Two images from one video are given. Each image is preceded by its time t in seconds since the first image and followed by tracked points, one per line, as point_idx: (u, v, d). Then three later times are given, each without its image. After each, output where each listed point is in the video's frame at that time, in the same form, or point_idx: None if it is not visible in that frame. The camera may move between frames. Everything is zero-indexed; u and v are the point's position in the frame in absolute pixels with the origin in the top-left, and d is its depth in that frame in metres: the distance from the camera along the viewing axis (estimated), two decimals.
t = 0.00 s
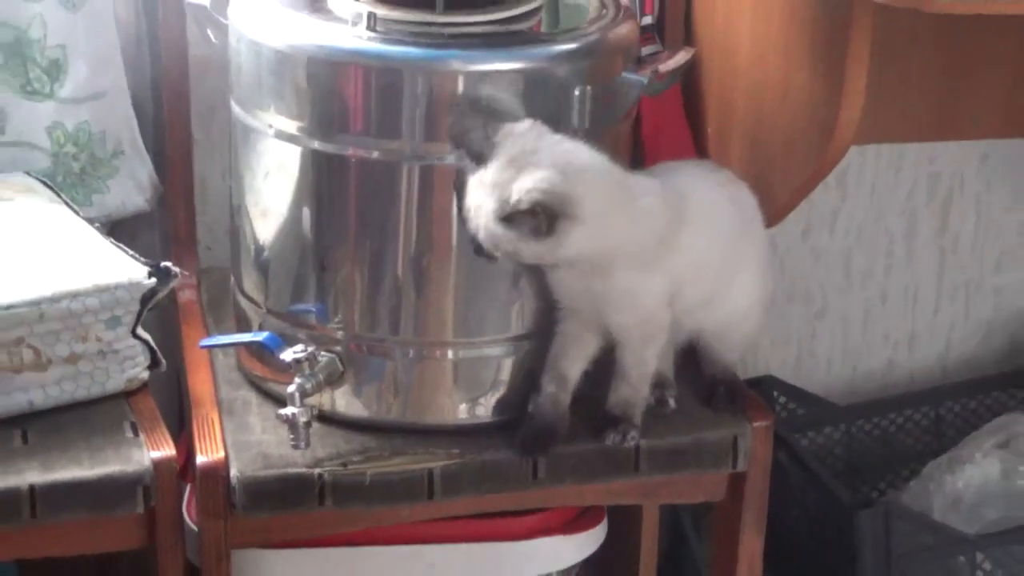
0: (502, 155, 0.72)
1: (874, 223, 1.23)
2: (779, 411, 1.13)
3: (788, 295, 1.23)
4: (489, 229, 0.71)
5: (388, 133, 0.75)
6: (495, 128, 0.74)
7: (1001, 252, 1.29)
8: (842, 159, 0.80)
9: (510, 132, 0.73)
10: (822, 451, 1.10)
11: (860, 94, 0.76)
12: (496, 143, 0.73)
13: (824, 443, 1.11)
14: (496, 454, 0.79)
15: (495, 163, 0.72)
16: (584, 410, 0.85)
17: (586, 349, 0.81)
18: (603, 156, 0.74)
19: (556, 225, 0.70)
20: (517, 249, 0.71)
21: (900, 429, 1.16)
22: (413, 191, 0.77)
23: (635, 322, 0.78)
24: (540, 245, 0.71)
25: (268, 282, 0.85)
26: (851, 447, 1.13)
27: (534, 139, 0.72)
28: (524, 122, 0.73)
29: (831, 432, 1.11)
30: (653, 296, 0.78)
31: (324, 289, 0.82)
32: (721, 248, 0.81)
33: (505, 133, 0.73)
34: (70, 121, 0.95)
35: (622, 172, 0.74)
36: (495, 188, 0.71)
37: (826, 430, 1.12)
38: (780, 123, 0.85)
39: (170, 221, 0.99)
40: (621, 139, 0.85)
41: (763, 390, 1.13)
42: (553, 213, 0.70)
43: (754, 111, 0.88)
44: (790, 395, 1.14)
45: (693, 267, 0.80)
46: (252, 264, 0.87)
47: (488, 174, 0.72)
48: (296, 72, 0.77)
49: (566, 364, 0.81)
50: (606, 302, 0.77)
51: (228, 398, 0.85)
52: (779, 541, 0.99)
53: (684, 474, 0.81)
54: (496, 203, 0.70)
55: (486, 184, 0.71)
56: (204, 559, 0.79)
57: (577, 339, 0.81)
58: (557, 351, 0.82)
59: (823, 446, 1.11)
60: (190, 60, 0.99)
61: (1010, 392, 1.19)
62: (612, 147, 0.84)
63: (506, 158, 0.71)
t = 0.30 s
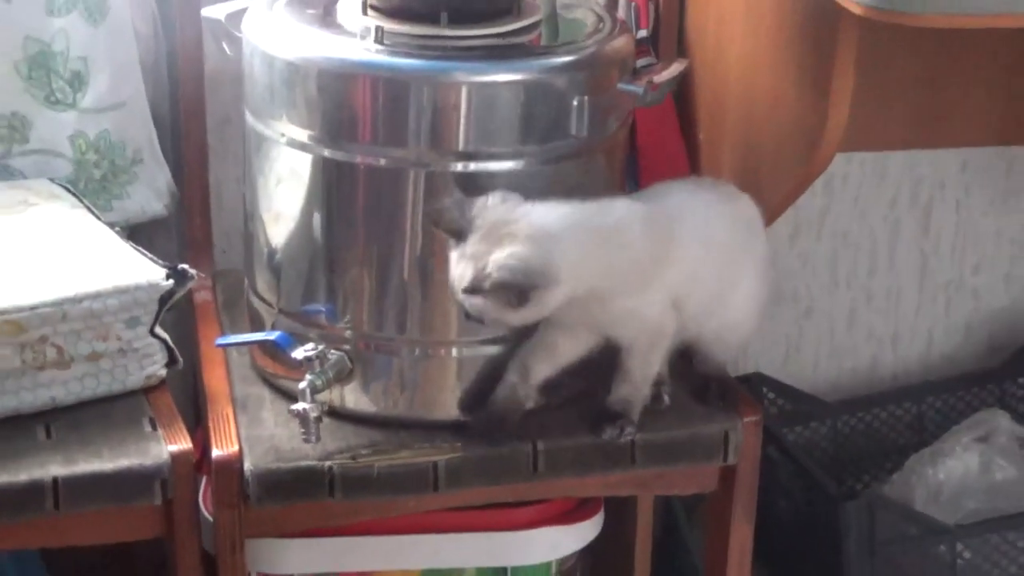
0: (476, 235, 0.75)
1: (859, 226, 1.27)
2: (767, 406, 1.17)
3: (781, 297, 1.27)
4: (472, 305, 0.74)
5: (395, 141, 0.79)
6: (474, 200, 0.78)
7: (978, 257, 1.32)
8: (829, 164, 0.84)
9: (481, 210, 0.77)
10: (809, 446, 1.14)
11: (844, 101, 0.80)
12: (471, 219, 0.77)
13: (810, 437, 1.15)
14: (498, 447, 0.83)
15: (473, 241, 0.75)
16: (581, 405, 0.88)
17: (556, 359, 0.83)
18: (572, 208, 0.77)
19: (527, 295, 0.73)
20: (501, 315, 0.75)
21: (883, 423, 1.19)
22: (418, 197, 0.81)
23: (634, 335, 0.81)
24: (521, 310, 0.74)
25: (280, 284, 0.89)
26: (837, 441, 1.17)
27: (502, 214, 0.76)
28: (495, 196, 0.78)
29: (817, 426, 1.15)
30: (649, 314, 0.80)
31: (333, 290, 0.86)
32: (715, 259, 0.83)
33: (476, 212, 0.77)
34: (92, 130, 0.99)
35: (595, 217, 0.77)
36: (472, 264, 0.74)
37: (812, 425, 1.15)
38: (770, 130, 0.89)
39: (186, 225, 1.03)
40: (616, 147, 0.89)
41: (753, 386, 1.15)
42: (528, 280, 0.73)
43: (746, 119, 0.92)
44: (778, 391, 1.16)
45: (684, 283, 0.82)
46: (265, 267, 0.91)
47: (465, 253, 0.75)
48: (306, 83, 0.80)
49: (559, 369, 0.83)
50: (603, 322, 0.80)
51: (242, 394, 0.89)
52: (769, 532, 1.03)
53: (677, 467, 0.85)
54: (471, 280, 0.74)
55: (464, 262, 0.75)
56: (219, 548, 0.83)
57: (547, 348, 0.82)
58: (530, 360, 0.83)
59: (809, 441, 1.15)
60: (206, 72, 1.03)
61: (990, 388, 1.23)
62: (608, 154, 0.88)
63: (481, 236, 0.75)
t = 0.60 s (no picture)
0: (442, 263, 0.77)
1: (846, 230, 1.31)
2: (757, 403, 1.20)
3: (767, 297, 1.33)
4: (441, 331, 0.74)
5: (401, 148, 0.83)
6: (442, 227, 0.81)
7: (960, 260, 1.36)
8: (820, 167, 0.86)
9: (446, 239, 0.79)
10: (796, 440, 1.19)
11: (832, 104, 0.83)
12: (436, 248, 0.79)
13: (797, 434, 1.19)
14: (500, 442, 0.86)
15: (440, 270, 0.77)
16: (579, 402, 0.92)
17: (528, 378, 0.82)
18: (537, 229, 0.79)
19: (496, 317, 0.75)
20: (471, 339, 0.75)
21: (868, 419, 1.23)
22: (423, 202, 0.85)
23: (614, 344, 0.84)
24: (491, 332, 0.75)
25: (290, 286, 0.93)
26: (824, 435, 1.21)
27: (465, 242, 0.78)
28: (465, 222, 0.80)
29: (805, 422, 1.20)
30: (621, 324, 0.82)
31: (341, 292, 0.89)
32: (687, 268, 0.85)
33: (441, 241, 0.79)
34: (109, 138, 1.03)
35: (560, 235, 0.79)
36: (440, 292, 0.76)
37: (800, 421, 1.20)
38: (762, 134, 0.92)
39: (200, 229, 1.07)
40: (612, 154, 0.93)
41: (742, 384, 1.19)
42: (496, 304, 0.74)
43: (739, 123, 0.95)
44: (767, 388, 1.20)
45: (655, 295, 0.83)
46: (275, 269, 0.95)
47: (434, 281, 0.77)
48: (315, 92, 0.84)
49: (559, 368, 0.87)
50: (582, 334, 0.81)
51: (254, 390, 0.93)
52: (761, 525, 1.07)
53: (671, 460, 0.89)
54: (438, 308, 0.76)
55: (433, 290, 0.77)
56: (230, 538, 0.87)
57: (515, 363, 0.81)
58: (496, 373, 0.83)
59: (798, 436, 1.19)
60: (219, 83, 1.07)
61: (970, 385, 1.27)
62: (604, 160, 0.92)
63: (448, 263, 0.77)
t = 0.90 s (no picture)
0: (403, 278, 0.83)
1: (832, 234, 1.36)
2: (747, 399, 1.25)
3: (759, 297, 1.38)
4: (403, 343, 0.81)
5: (407, 157, 0.87)
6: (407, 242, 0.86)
7: (940, 263, 1.41)
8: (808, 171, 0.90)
9: (407, 252, 0.84)
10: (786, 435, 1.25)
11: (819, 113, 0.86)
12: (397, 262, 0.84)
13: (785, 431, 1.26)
14: (500, 436, 0.90)
15: (400, 286, 0.83)
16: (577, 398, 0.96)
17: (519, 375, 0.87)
18: (495, 244, 0.83)
19: (451, 329, 0.80)
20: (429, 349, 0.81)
21: (853, 414, 1.28)
22: (428, 208, 0.89)
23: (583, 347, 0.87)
24: (450, 343, 0.81)
25: (301, 287, 0.98)
26: (810, 431, 1.26)
27: (424, 257, 0.83)
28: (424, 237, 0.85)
29: (791, 417, 1.25)
30: (586, 328, 0.86)
31: (350, 293, 0.94)
32: (654, 272, 0.87)
33: (403, 256, 0.84)
34: (130, 147, 1.09)
35: (517, 250, 0.83)
36: (400, 307, 0.82)
37: (790, 416, 1.26)
38: (752, 141, 0.96)
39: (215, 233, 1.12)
40: (608, 162, 0.97)
41: (734, 381, 1.23)
42: (449, 318, 0.80)
43: (730, 130, 0.99)
44: (757, 386, 1.25)
45: (618, 302, 0.86)
46: (287, 271, 0.99)
47: (396, 295, 0.83)
48: (325, 102, 0.88)
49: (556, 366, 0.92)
50: (548, 339, 0.85)
51: (266, 387, 0.97)
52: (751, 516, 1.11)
53: (664, 454, 0.93)
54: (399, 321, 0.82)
55: (394, 304, 0.83)
56: (244, 529, 0.90)
57: (495, 373, 0.86)
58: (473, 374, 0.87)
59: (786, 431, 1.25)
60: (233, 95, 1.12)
61: (950, 382, 1.32)
62: (599, 168, 0.96)
63: (408, 279, 0.82)
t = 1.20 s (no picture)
0: (385, 287, 0.86)
1: (820, 237, 1.40)
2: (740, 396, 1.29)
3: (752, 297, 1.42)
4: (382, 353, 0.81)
5: (411, 163, 0.91)
6: (392, 253, 0.91)
7: (926, 265, 1.45)
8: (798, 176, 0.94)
9: (392, 261, 0.89)
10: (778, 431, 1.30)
11: (809, 120, 0.90)
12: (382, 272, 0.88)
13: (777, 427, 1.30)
14: (502, 432, 0.94)
15: (384, 295, 0.86)
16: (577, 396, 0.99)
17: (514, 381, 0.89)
18: (473, 256, 0.86)
19: (429, 336, 0.81)
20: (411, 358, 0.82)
21: (841, 411, 1.33)
22: (432, 211, 0.93)
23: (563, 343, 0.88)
24: (429, 351, 0.81)
25: (309, 288, 1.01)
26: (799, 427, 1.31)
27: (404, 269, 0.87)
28: (406, 249, 0.90)
29: (782, 413, 1.29)
30: (566, 333, 0.88)
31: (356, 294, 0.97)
32: (630, 279, 0.90)
33: (387, 266, 0.88)
34: (143, 153, 1.12)
35: (494, 260, 0.86)
36: (383, 314, 0.86)
37: (782, 413, 1.30)
38: (743, 148, 1.00)
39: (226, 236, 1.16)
40: (605, 168, 1.01)
41: (726, 378, 1.27)
42: (428, 326, 0.81)
43: (723, 138, 1.03)
44: (749, 383, 1.29)
45: (596, 306, 0.88)
46: (295, 273, 1.03)
47: (381, 303, 0.86)
48: (333, 109, 0.91)
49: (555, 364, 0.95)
50: (530, 345, 0.87)
51: (276, 384, 1.01)
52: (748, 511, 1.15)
53: (660, 450, 0.96)
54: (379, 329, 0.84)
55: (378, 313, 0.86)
56: (254, 521, 0.93)
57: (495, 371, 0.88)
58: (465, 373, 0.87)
59: (777, 426, 1.29)
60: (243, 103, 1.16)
61: (936, 380, 1.36)
62: (597, 173, 1.00)
63: (390, 290, 0.86)
